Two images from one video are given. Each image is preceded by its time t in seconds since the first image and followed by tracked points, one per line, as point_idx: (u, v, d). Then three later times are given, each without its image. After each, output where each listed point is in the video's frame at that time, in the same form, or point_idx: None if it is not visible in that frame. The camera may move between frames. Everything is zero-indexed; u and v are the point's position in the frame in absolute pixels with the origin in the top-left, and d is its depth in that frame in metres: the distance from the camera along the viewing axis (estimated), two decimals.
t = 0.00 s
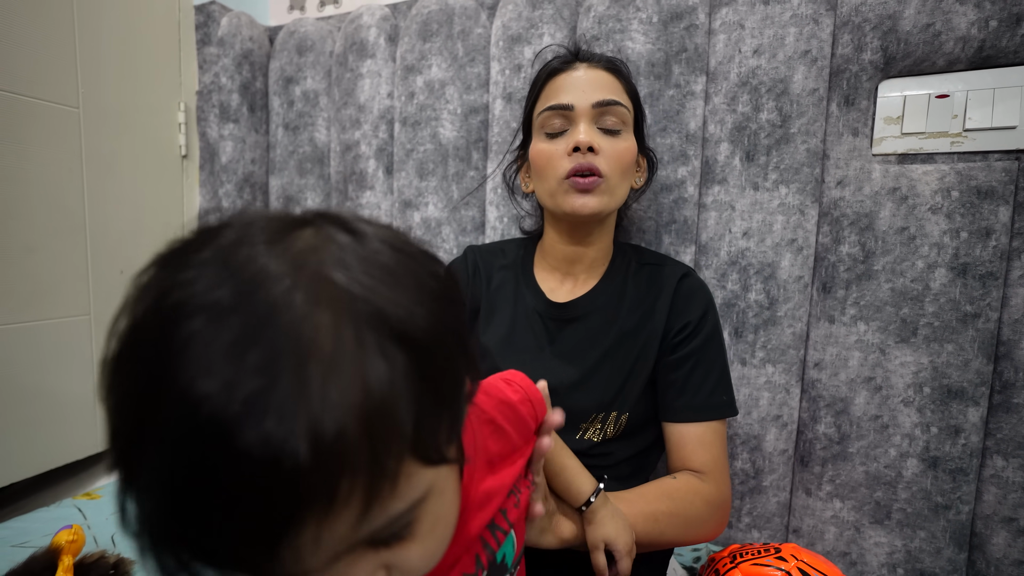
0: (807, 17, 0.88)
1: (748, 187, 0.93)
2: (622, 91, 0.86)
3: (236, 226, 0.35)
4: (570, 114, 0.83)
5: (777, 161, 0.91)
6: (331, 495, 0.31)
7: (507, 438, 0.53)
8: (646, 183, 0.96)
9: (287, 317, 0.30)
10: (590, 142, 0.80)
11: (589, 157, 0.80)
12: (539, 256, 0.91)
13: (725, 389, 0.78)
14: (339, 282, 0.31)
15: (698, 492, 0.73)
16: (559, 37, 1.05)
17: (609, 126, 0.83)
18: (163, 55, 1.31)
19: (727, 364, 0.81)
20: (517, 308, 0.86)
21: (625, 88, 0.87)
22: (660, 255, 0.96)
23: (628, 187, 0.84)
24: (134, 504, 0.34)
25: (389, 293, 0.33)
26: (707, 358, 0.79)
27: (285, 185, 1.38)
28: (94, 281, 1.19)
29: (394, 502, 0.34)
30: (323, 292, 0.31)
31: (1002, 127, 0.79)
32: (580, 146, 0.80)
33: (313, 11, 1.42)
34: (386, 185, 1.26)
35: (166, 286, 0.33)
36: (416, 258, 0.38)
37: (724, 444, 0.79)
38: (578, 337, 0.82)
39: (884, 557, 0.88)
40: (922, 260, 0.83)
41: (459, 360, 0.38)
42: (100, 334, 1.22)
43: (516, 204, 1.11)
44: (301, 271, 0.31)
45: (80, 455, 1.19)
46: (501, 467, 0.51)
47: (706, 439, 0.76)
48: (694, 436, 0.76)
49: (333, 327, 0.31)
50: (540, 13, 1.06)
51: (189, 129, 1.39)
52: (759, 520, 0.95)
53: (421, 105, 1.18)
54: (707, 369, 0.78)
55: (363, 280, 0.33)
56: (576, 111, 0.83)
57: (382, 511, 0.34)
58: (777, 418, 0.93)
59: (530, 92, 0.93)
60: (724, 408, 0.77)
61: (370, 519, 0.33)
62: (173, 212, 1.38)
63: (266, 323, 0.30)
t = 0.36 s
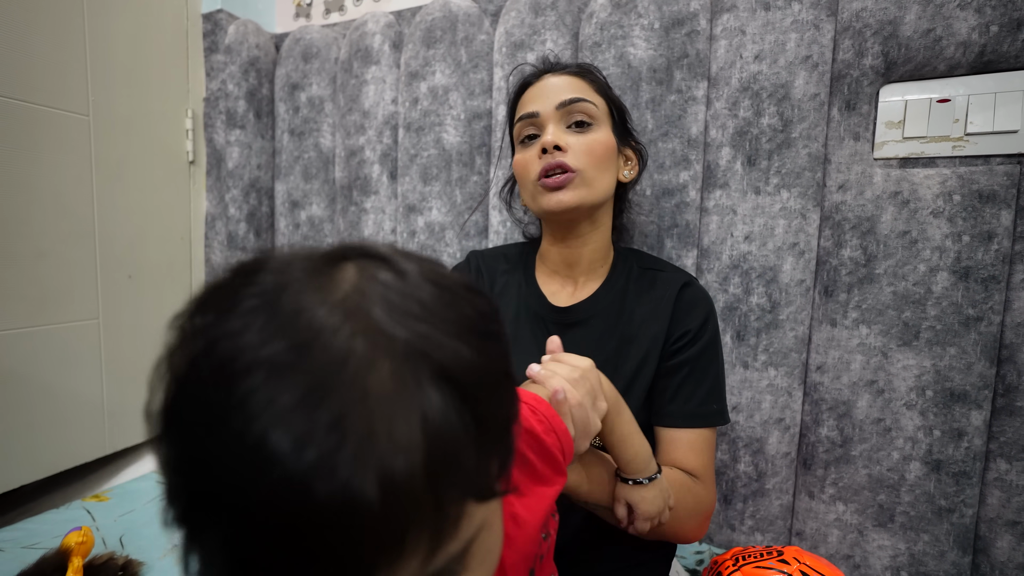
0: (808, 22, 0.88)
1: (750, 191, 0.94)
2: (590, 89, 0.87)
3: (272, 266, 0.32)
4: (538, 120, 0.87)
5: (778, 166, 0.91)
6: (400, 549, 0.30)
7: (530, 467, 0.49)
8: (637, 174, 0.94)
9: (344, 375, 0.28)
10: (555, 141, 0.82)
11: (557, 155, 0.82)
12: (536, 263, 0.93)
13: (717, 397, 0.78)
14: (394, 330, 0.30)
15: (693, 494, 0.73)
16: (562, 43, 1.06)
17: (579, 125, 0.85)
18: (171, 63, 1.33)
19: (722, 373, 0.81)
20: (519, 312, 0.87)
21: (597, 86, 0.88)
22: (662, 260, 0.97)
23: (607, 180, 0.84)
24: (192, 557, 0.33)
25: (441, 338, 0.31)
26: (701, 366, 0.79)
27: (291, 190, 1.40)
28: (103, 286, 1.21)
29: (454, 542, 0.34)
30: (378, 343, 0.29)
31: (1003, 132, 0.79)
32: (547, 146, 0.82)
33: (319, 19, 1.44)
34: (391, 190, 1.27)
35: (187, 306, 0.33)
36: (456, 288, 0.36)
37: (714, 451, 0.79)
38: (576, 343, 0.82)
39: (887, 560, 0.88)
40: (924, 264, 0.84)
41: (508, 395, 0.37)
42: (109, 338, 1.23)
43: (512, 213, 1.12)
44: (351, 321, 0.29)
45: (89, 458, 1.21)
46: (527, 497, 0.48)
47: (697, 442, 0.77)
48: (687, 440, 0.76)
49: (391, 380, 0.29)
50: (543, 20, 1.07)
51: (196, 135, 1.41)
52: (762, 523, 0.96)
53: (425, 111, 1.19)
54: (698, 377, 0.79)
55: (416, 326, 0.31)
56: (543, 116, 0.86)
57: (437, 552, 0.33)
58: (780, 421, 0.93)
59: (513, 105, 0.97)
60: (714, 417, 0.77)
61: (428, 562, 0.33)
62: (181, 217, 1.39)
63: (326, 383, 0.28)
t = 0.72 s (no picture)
0: (805, 25, 0.89)
1: (748, 194, 0.94)
2: (566, 109, 0.83)
3: (295, 281, 0.33)
4: (517, 155, 0.85)
5: (777, 168, 0.91)
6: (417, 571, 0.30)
7: (538, 493, 0.49)
8: (629, 177, 0.94)
9: (369, 395, 0.28)
10: (537, 180, 0.81)
11: (542, 192, 0.82)
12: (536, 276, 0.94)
13: (718, 400, 0.79)
14: (417, 350, 0.30)
15: (694, 495, 0.73)
16: (560, 47, 1.07)
17: (559, 152, 0.83)
18: (171, 68, 1.34)
19: (722, 375, 0.81)
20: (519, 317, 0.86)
21: (574, 100, 0.84)
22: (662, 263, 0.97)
23: (595, 201, 0.84)
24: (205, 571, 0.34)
25: (461, 359, 0.32)
26: (703, 369, 0.79)
27: (291, 194, 1.40)
28: (104, 290, 1.21)
29: (466, 565, 0.34)
30: (402, 364, 0.29)
31: (1001, 133, 0.79)
32: (529, 186, 0.82)
33: (318, 23, 1.44)
34: (390, 193, 1.28)
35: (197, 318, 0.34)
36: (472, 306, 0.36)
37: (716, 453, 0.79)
38: (578, 347, 0.82)
39: (889, 563, 0.87)
40: (923, 266, 0.84)
41: (524, 416, 0.37)
42: (110, 342, 1.24)
43: (508, 218, 1.11)
44: (375, 340, 0.29)
45: (90, 462, 1.22)
46: (532, 520, 0.48)
47: (696, 444, 0.77)
48: (689, 443, 0.76)
49: (415, 401, 0.29)
50: (541, 23, 1.07)
51: (196, 140, 1.42)
52: (763, 527, 0.95)
53: (424, 115, 1.20)
54: (700, 380, 0.79)
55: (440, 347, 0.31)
56: (520, 151, 0.84)
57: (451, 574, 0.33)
58: (780, 424, 0.93)
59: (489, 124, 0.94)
60: (717, 420, 0.77)
61: None
62: (181, 221, 1.40)
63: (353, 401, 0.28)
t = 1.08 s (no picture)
0: (803, 42, 0.90)
1: (745, 206, 0.95)
2: (625, 119, 0.87)
3: (307, 195, 0.49)
4: (581, 143, 0.85)
5: (773, 181, 0.93)
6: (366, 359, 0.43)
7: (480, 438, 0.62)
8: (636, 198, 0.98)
9: (347, 237, 0.43)
10: (599, 175, 0.82)
11: (599, 189, 0.83)
12: (535, 269, 0.94)
13: (711, 404, 0.80)
14: (382, 222, 0.45)
15: (678, 504, 0.75)
16: (564, 60, 1.09)
17: (616, 156, 0.86)
18: (190, 76, 1.39)
19: (716, 379, 0.83)
20: (516, 321, 0.89)
21: (628, 114, 0.89)
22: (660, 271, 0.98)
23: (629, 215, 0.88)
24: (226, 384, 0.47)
25: (421, 239, 0.47)
26: (696, 374, 0.81)
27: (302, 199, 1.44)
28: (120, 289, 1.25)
29: (409, 381, 0.46)
30: (370, 229, 0.44)
31: (996, 150, 0.80)
32: (591, 179, 0.82)
33: (332, 33, 1.48)
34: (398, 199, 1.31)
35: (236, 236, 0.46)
36: (445, 251, 0.49)
37: (711, 458, 0.81)
38: (573, 348, 0.84)
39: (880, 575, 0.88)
40: (917, 280, 0.84)
41: (462, 291, 0.51)
42: (124, 339, 1.28)
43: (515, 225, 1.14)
44: (355, 215, 0.45)
45: (102, 455, 1.26)
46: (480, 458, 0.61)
47: (694, 456, 0.79)
48: (679, 451, 0.79)
49: (376, 248, 0.44)
50: (546, 36, 1.10)
51: (212, 145, 1.46)
52: (756, 535, 0.96)
53: (432, 124, 1.23)
54: (693, 384, 0.81)
55: (412, 269, 0.45)
56: (586, 140, 0.84)
57: (402, 435, 0.46)
58: (773, 433, 0.94)
59: (531, 108, 0.92)
60: (710, 424, 0.79)
61: (394, 439, 0.46)
62: (196, 224, 1.44)
63: (351, 293, 0.42)
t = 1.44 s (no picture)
0: (789, 51, 0.92)
1: (733, 213, 0.97)
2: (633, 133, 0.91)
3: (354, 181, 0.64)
4: (601, 150, 0.86)
5: (760, 188, 0.95)
6: (398, 293, 0.56)
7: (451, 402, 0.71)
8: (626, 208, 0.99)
9: (392, 208, 0.59)
10: (618, 182, 0.84)
11: (615, 196, 0.84)
12: (532, 270, 0.94)
13: (697, 406, 0.81)
14: (414, 202, 0.62)
15: (666, 510, 0.76)
16: (555, 67, 1.11)
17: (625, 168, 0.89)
18: (187, 82, 1.41)
19: (701, 381, 0.84)
20: (501, 322, 0.90)
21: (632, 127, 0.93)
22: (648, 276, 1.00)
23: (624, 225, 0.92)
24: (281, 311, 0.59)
25: (440, 219, 0.63)
26: (680, 376, 0.82)
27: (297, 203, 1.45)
28: (115, 293, 1.26)
29: (424, 318, 0.59)
30: (407, 204, 0.60)
31: (976, 158, 0.81)
32: (611, 185, 0.83)
33: (328, 39, 1.50)
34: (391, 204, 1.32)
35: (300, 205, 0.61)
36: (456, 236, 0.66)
37: (698, 461, 0.82)
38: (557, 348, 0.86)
39: None
40: (900, 285, 0.86)
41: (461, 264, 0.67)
42: (119, 343, 1.29)
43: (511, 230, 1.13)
44: (397, 196, 0.61)
45: (96, 457, 1.26)
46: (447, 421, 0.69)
47: (684, 458, 0.80)
48: (667, 454, 0.80)
49: (412, 218, 0.60)
50: (538, 44, 1.11)
51: (208, 150, 1.48)
52: (744, 537, 0.97)
53: (425, 129, 1.24)
54: (677, 387, 0.82)
55: (439, 244, 0.60)
56: (608, 148, 0.86)
57: (412, 363, 0.58)
58: (760, 436, 0.95)
59: (545, 108, 0.91)
60: (696, 426, 0.80)
61: (406, 365, 0.58)
62: (191, 228, 1.46)
63: (396, 251, 0.56)
